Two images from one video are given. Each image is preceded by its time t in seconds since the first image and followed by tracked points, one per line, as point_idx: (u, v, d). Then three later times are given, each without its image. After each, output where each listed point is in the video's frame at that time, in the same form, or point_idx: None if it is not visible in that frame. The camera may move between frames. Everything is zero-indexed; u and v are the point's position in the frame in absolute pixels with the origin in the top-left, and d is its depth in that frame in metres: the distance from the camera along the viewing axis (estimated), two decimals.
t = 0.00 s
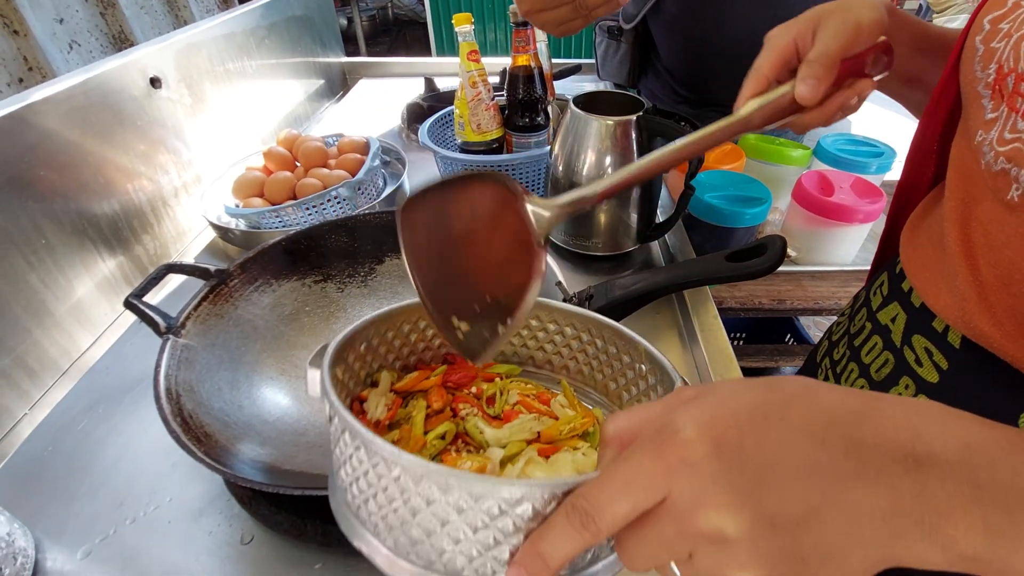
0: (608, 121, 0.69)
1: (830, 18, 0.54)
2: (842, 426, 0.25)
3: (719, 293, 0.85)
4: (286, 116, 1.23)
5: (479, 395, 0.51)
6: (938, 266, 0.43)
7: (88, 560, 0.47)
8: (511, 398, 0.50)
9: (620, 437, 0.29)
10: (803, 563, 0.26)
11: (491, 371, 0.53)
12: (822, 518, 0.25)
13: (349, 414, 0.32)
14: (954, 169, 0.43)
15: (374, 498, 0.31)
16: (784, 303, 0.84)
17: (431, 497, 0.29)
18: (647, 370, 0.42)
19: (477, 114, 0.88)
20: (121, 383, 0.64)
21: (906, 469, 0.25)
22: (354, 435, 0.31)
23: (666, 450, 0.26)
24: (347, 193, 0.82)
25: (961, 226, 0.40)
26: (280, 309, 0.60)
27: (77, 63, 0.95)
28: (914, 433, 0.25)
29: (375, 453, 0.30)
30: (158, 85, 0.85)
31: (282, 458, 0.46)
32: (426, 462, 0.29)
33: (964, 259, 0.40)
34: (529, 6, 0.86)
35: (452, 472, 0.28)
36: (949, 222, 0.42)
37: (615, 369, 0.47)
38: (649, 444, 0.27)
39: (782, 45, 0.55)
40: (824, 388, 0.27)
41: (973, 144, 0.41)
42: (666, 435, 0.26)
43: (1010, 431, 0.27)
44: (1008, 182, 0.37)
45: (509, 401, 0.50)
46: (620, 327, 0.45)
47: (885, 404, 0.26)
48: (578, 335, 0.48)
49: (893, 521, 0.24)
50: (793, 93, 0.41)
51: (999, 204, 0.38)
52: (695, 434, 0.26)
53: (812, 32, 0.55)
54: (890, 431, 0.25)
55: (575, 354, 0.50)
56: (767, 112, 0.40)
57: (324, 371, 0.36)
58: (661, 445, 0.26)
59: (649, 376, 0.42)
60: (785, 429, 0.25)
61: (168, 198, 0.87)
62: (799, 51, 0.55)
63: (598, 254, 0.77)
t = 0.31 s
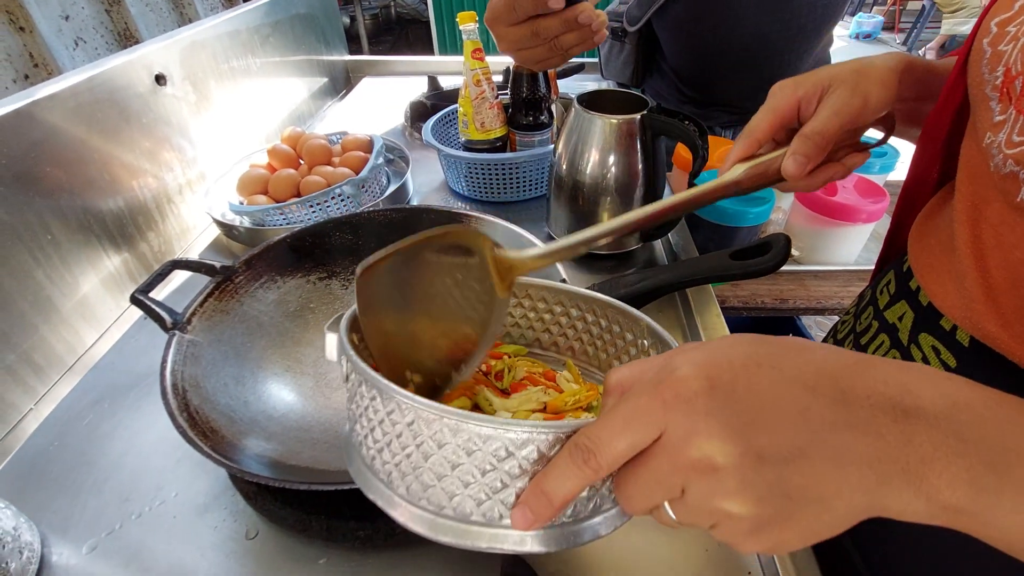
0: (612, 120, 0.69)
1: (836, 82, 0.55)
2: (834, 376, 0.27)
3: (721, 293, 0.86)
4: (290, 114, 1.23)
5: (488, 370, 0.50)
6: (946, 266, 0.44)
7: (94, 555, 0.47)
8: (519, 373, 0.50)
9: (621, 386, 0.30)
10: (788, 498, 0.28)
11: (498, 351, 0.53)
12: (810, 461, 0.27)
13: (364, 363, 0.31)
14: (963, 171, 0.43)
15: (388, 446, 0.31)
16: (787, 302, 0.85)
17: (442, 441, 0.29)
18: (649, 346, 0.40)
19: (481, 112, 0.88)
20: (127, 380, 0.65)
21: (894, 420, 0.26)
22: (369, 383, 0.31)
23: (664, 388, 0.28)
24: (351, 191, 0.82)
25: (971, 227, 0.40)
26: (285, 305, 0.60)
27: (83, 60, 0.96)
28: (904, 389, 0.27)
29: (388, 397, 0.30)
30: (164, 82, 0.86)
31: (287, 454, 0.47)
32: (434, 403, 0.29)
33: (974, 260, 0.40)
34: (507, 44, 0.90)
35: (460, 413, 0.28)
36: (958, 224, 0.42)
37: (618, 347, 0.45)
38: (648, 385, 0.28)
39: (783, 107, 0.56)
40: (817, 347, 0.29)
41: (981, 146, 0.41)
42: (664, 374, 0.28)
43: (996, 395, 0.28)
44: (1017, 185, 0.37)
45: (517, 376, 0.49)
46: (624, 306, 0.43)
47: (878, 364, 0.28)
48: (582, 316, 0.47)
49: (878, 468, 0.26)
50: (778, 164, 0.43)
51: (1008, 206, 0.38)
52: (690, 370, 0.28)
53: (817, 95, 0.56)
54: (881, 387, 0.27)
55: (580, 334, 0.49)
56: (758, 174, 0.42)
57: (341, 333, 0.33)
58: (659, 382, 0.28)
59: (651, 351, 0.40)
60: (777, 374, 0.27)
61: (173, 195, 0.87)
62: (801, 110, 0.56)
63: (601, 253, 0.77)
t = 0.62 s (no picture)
0: (612, 125, 0.69)
1: (814, 104, 0.57)
2: (815, 390, 0.28)
3: (720, 296, 0.86)
4: (291, 118, 1.24)
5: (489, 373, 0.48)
6: (941, 279, 0.44)
7: (100, 557, 0.48)
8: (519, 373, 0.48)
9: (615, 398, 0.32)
10: (773, 509, 0.28)
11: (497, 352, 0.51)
12: (794, 472, 0.27)
13: (371, 372, 0.32)
14: (955, 185, 0.43)
15: (392, 450, 0.32)
16: (785, 306, 0.85)
17: (443, 447, 0.30)
18: (648, 355, 0.40)
19: (481, 116, 0.89)
20: (131, 383, 0.65)
21: (875, 433, 0.27)
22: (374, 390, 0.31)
23: (653, 400, 0.29)
24: (352, 195, 0.83)
25: (964, 241, 0.41)
26: (286, 310, 0.61)
27: (86, 65, 0.97)
28: (883, 401, 0.28)
29: (393, 405, 0.30)
30: (166, 87, 0.86)
31: (289, 458, 0.47)
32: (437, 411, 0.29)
33: (968, 274, 0.40)
34: (498, 73, 0.87)
35: (461, 422, 0.29)
36: (952, 239, 0.42)
37: (617, 355, 0.44)
38: (639, 399, 0.29)
39: (771, 134, 0.58)
40: (798, 363, 0.30)
41: (973, 161, 0.41)
42: (655, 388, 0.29)
43: (973, 408, 0.29)
44: (1008, 200, 0.37)
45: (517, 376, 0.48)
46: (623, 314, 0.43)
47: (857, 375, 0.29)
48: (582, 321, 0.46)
49: (858, 480, 0.27)
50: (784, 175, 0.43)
51: (1001, 221, 0.38)
52: (677, 386, 0.29)
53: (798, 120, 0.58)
54: (862, 401, 0.28)
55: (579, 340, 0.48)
56: (760, 204, 0.43)
57: (348, 341, 0.34)
58: (648, 396, 0.29)
59: (649, 361, 0.39)
60: (761, 389, 0.28)
61: (175, 199, 0.88)
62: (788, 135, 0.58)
63: (600, 257, 0.78)
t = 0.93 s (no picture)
0: (612, 125, 0.70)
1: (803, 100, 0.58)
2: (813, 395, 0.28)
3: (720, 295, 0.86)
4: (293, 118, 1.24)
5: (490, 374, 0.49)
6: (938, 277, 0.44)
7: (105, 553, 0.49)
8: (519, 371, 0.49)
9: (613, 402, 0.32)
10: (772, 518, 0.28)
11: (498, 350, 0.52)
12: (792, 475, 0.27)
13: (368, 380, 0.32)
14: (953, 182, 0.44)
15: (390, 456, 0.33)
16: (785, 304, 0.86)
17: (441, 455, 0.30)
18: (647, 350, 0.40)
19: (482, 116, 0.89)
20: (135, 381, 0.66)
21: (873, 436, 0.27)
22: (372, 400, 0.32)
23: (652, 408, 0.29)
24: (354, 195, 0.83)
25: (962, 239, 0.41)
26: (289, 308, 0.61)
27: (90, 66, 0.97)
28: (880, 404, 0.28)
29: (391, 414, 0.31)
30: (169, 87, 0.87)
31: (293, 455, 0.48)
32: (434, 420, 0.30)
33: (965, 273, 0.41)
34: (497, 72, 0.88)
35: (458, 430, 0.29)
36: (949, 236, 0.43)
37: (617, 349, 0.45)
38: (638, 407, 0.29)
39: (766, 136, 0.58)
40: (797, 365, 0.30)
41: (971, 159, 0.42)
42: (654, 397, 0.29)
43: (970, 408, 0.29)
44: (1005, 198, 0.38)
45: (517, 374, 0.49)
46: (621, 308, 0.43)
47: (856, 379, 0.29)
48: (581, 317, 0.47)
49: (857, 483, 0.27)
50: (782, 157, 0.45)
51: (997, 220, 0.39)
52: (676, 394, 0.29)
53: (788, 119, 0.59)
54: (857, 404, 0.28)
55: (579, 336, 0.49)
56: (764, 195, 0.44)
57: (342, 346, 0.35)
58: (647, 404, 0.29)
59: (648, 356, 0.40)
60: (761, 394, 0.29)
61: (178, 199, 0.88)
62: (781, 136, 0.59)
63: (601, 256, 0.78)
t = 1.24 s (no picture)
0: (613, 127, 0.70)
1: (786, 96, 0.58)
2: (810, 400, 0.29)
3: (720, 295, 0.87)
4: (296, 119, 1.25)
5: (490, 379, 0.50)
6: (928, 272, 0.45)
7: (115, 549, 0.49)
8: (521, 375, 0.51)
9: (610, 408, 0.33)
10: (769, 521, 0.29)
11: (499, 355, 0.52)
12: (787, 477, 0.28)
13: (367, 394, 0.32)
14: (947, 180, 0.45)
15: (389, 467, 0.33)
16: (784, 305, 0.86)
17: (441, 465, 0.31)
18: (642, 356, 0.41)
19: (484, 119, 0.90)
20: (142, 381, 0.67)
21: (866, 441, 0.28)
22: (371, 413, 0.32)
23: (647, 418, 0.30)
24: (358, 196, 0.84)
25: (951, 236, 0.43)
26: (295, 308, 0.62)
27: (97, 69, 0.98)
28: (873, 409, 0.29)
29: (390, 427, 0.31)
30: (175, 91, 0.88)
31: (300, 452, 0.48)
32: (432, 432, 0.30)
33: (954, 269, 0.42)
34: (503, 74, 0.88)
35: (457, 441, 0.29)
36: (939, 230, 0.44)
37: (612, 355, 0.46)
38: (633, 416, 0.30)
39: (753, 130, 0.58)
40: (791, 369, 0.31)
41: (963, 156, 0.43)
42: (649, 405, 0.30)
43: (960, 409, 0.30)
44: (994, 196, 0.39)
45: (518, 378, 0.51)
46: (616, 314, 0.44)
47: (848, 383, 0.30)
48: (576, 323, 0.48)
49: (850, 485, 0.28)
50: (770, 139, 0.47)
51: (983, 216, 0.40)
52: (672, 403, 0.29)
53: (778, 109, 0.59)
54: (849, 408, 0.29)
55: (575, 342, 0.50)
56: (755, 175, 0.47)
57: (341, 359, 0.36)
58: (642, 415, 0.30)
59: (644, 361, 0.41)
60: (756, 405, 0.29)
61: (184, 201, 0.89)
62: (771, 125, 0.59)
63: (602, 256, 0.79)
